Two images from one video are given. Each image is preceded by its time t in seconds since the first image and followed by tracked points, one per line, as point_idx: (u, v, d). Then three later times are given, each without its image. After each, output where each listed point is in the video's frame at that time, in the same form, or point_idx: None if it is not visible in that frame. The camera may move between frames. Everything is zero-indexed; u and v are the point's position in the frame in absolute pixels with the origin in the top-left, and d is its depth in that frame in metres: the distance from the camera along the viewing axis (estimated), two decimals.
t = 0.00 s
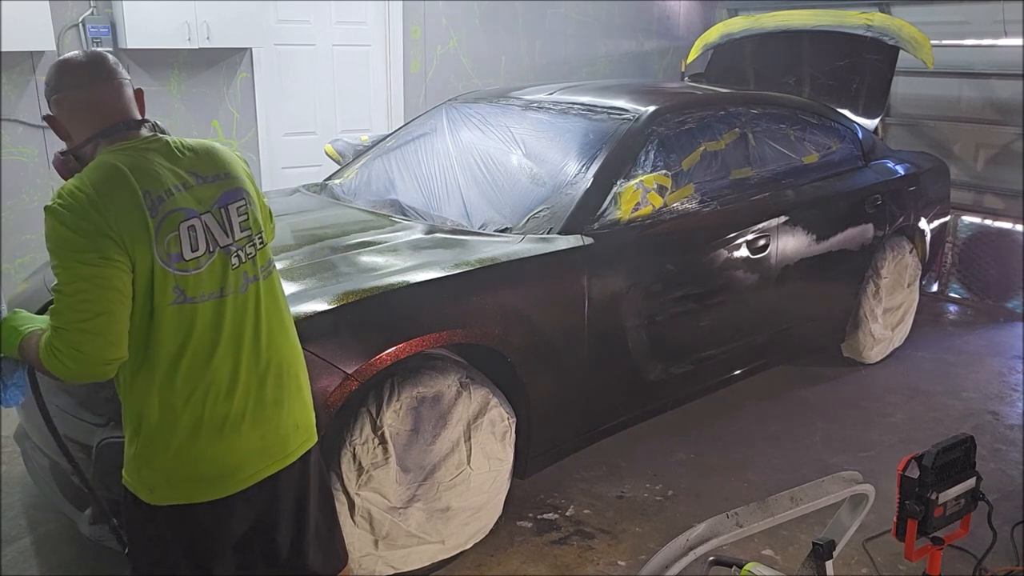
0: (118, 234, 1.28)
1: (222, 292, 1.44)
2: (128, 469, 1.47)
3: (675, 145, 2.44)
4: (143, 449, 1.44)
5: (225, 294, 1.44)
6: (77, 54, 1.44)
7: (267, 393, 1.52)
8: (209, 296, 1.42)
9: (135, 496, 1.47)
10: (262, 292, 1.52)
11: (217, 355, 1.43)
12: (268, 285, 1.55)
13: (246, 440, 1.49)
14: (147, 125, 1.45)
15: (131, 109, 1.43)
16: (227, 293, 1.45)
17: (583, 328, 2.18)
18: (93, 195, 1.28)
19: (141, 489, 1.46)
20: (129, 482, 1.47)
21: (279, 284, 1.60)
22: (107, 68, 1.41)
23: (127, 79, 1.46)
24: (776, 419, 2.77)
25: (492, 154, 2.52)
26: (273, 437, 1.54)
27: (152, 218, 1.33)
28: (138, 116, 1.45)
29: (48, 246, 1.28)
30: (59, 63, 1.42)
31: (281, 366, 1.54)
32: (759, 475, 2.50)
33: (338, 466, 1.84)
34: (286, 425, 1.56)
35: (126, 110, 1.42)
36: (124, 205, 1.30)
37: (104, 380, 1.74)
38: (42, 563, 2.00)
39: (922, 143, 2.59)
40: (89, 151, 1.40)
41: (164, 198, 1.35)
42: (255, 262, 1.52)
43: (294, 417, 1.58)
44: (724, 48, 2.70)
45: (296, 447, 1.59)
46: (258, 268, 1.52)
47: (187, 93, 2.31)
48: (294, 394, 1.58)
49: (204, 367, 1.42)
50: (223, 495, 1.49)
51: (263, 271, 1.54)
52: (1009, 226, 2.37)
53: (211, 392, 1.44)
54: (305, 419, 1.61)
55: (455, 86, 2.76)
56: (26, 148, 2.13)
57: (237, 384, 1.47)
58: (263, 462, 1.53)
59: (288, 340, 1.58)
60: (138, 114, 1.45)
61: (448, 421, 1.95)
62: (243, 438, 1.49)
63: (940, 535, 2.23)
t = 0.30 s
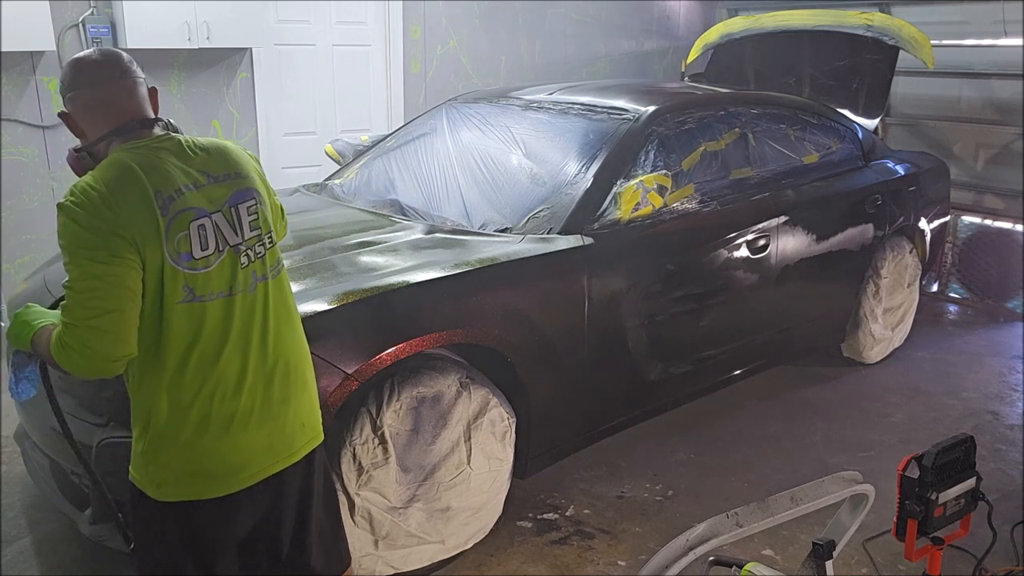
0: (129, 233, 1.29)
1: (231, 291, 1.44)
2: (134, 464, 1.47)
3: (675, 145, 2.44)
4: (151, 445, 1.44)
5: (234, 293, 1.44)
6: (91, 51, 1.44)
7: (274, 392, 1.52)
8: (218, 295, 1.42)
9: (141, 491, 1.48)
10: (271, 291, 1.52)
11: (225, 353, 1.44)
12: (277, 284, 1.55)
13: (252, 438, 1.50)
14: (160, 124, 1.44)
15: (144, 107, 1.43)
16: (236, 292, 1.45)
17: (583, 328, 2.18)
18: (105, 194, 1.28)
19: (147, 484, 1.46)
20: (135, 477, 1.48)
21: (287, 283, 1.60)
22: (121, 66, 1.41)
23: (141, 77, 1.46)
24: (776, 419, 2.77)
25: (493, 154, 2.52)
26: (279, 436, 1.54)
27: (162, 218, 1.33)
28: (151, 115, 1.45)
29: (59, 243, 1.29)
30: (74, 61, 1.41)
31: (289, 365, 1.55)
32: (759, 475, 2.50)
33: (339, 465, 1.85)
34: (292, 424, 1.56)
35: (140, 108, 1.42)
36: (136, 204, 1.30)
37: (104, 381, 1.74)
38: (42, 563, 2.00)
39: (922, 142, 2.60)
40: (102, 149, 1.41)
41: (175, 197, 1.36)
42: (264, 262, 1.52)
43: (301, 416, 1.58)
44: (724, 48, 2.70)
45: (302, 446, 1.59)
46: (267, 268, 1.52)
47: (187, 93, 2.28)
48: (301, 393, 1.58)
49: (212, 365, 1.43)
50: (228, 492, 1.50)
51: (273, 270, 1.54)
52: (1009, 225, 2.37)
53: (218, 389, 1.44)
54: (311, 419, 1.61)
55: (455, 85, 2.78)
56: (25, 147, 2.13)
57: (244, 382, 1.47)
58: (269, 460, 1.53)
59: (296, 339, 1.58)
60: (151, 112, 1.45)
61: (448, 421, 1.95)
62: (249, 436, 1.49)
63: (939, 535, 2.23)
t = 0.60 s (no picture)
0: (140, 230, 1.30)
1: (240, 289, 1.44)
2: (143, 458, 1.48)
3: (675, 145, 2.44)
4: (159, 440, 1.45)
5: (243, 290, 1.45)
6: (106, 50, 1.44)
7: (282, 389, 1.52)
8: (227, 292, 1.42)
9: (150, 485, 1.48)
10: (280, 289, 1.52)
11: (234, 350, 1.44)
12: (286, 283, 1.55)
13: (259, 435, 1.50)
14: (174, 122, 1.45)
15: (159, 106, 1.43)
16: (246, 289, 1.45)
17: (583, 328, 2.19)
18: (117, 190, 1.29)
19: (156, 479, 1.47)
20: (144, 472, 1.49)
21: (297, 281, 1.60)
22: (136, 65, 1.42)
23: (156, 76, 1.46)
24: (776, 419, 2.77)
25: (493, 154, 2.52)
26: (286, 433, 1.54)
27: (173, 215, 1.34)
28: (165, 113, 1.46)
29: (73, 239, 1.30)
30: (89, 59, 1.42)
31: (296, 362, 1.55)
32: (759, 475, 2.50)
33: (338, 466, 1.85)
34: (299, 421, 1.56)
35: (155, 107, 1.43)
36: (147, 202, 1.31)
37: (104, 381, 1.74)
38: (42, 563, 2.00)
39: (922, 142, 2.59)
40: (117, 146, 1.41)
41: (186, 195, 1.36)
42: (274, 260, 1.52)
43: (307, 413, 1.58)
44: (724, 48, 2.71)
45: (308, 443, 1.59)
46: (276, 266, 1.52)
47: (187, 93, 2.31)
48: (308, 391, 1.58)
49: (220, 362, 1.43)
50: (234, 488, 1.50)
51: (282, 268, 1.55)
52: (1009, 225, 2.36)
53: (226, 386, 1.45)
54: (318, 416, 1.61)
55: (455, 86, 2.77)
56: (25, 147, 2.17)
57: (252, 379, 1.47)
58: (276, 458, 1.53)
59: (304, 337, 1.58)
60: (165, 111, 1.45)
61: (448, 421, 1.95)
62: (257, 433, 1.49)
63: (939, 536, 2.23)
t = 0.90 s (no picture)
0: (149, 228, 1.30)
1: (249, 287, 1.45)
2: (153, 453, 1.49)
3: (675, 145, 2.44)
4: (168, 434, 1.46)
5: (252, 288, 1.45)
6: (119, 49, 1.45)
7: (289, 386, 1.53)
8: (236, 290, 1.43)
9: (159, 479, 1.50)
10: (289, 287, 1.52)
11: (242, 347, 1.45)
12: (295, 280, 1.55)
13: (266, 432, 1.50)
14: (185, 121, 1.46)
15: (171, 104, 1.45)
16: (254, 287, 1.45)
17: (583, 328, 2.19)
18: (127, 189, 1.30)
19: (165, 473, 1.48)
20: (154, 465, 1.50)
21: (305, 279, 1.60)
22: (148, 63, 1.43)
23: (168, 74, 1.47)
24: (776, 419, 2.77)
25: (492, 154, 2.52)
26: (293, 429, 1.54)
27: (183, 213, 1.35)
28: (177, 111, 1.47)
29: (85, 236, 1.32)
30: (103, 57, 1.44)
31: (303, 359, 1.55)
32: (759, 475, 2.50)
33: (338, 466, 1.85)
34: (306, 418, 1.56)
35: (166, 105, 1.44)
36: (157, 201, 1.32)
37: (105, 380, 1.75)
38: (42, 563, 2.00)
39: (922, 142, 2.59)
40: (129, 144, 1.43)
41: (196, 193, 1.37)
42: (283, 258, 1.52)
43: (315, 409, 1.58)
44: (724, 49, 2.70)
45: (315, 440, 1.59)
46: (285, 264, 1.52)
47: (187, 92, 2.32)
48: (315, 387, 1.58)
49: (229, 359, 1.44)
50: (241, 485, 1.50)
51: (291, 266, 1.54)
52: (1010, 225, 2.36)
53: (234, 382, 1.45)
54: (325, 413, 1.61)
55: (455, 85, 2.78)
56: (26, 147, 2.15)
57: (260, 376, 1.48)
58: (283, 454, 1.53)
59: (311, 334, 1.58)
60: (177, 110, 1.46)
61: (448, 421, 1.95)
62: (264, 429, 1.50)
63: (939, 536, 2.23)
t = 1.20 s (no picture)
0: (157, 227, 1.31)
1: (256, 285, 1.45)
2: (160, 451, 1.50)
3: (675, 145, 2.44)
4: (175, 432, 1.47)
5: (258, 286, 1.45)
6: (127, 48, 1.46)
7: (295, 384, 1.53)
8: (242, 288, 1.43)
9: (165, 477, 1.50)
10: (295, 285, 1.52)
11: (248, 345, 1.45)
12: (301, 279, 1.56)
13: (271, 429, 1.50)
14: (193, 120, 1.48)
15: (180, 103, 1.46)
16: (260, 286, 1.45)
17: (583, 328, 2.19)
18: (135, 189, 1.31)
19: (171, 470, 1.49)
20: (160, 463, 1.51)
21: (311, 278, 1.61)
22: (157, 63, 1.44)
23: (176, 73, 1.49)
24: (777, 419, 2.77)
25: (492, 154, 2.52)
26: (299, 427, 1.54)
27: (190, 212, 1.35)
28: (186, 110, 1.48)
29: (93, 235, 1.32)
30: (111, 57, 1.45)
31: (309, 356, 1.55)
32: (759, 475, 2.50)
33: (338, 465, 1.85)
34: (311, 416, 1.56)
35: (176, 104, 1.46)
36: (164, 200, 1.33)
37: (104, 380, 1.75)
38: (42, 563, 2.00)
39: (921, 142, 2.59)
40: (138, 142, 1.44)
41: (203, 192, 1.37)
42: (289, 257, 1.52)
43: (320, 407, 1.58)
44: (724, 49, 2.70)
45: (320, 437, 1.59)
46: (292, 263, 1.52)
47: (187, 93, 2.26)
48: (320, 385, 1.58)
49: (235, 357, 1.44)
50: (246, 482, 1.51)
51: (297, 265, 1.55)
52: (1010, 225, 2.35)
53: (240, 380, 1.46)
54: (330, 411, 1.62)
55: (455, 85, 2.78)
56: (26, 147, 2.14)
57: (266, 374, 1.48)
58: (289, 451, 1.54)
59: (316, 332, 1.58)
60: (184, 108, 1.48)
61: (448, 421, 1.95)
62: (271, 426, 1.50)
63: (939, 536, 2.24)
